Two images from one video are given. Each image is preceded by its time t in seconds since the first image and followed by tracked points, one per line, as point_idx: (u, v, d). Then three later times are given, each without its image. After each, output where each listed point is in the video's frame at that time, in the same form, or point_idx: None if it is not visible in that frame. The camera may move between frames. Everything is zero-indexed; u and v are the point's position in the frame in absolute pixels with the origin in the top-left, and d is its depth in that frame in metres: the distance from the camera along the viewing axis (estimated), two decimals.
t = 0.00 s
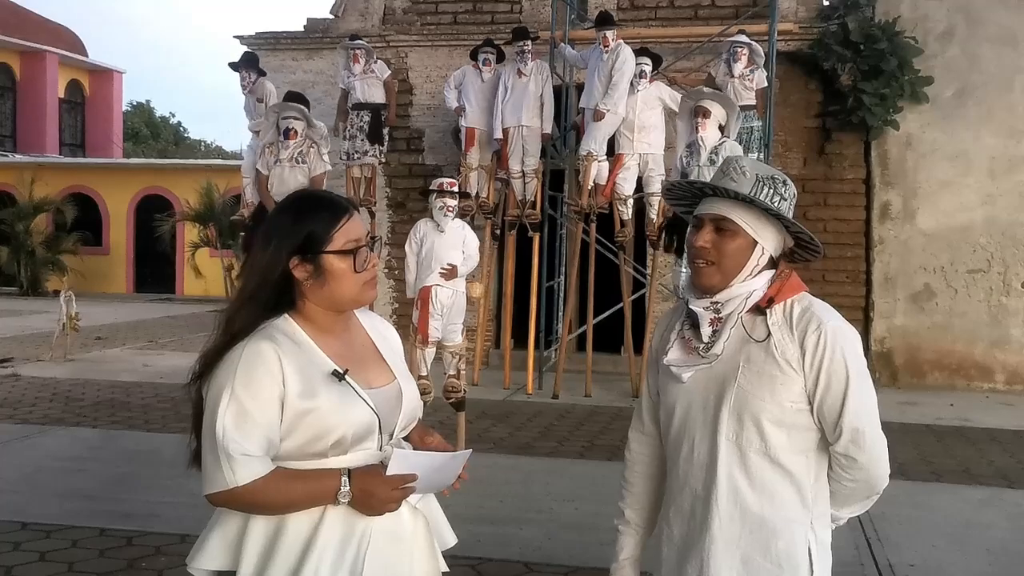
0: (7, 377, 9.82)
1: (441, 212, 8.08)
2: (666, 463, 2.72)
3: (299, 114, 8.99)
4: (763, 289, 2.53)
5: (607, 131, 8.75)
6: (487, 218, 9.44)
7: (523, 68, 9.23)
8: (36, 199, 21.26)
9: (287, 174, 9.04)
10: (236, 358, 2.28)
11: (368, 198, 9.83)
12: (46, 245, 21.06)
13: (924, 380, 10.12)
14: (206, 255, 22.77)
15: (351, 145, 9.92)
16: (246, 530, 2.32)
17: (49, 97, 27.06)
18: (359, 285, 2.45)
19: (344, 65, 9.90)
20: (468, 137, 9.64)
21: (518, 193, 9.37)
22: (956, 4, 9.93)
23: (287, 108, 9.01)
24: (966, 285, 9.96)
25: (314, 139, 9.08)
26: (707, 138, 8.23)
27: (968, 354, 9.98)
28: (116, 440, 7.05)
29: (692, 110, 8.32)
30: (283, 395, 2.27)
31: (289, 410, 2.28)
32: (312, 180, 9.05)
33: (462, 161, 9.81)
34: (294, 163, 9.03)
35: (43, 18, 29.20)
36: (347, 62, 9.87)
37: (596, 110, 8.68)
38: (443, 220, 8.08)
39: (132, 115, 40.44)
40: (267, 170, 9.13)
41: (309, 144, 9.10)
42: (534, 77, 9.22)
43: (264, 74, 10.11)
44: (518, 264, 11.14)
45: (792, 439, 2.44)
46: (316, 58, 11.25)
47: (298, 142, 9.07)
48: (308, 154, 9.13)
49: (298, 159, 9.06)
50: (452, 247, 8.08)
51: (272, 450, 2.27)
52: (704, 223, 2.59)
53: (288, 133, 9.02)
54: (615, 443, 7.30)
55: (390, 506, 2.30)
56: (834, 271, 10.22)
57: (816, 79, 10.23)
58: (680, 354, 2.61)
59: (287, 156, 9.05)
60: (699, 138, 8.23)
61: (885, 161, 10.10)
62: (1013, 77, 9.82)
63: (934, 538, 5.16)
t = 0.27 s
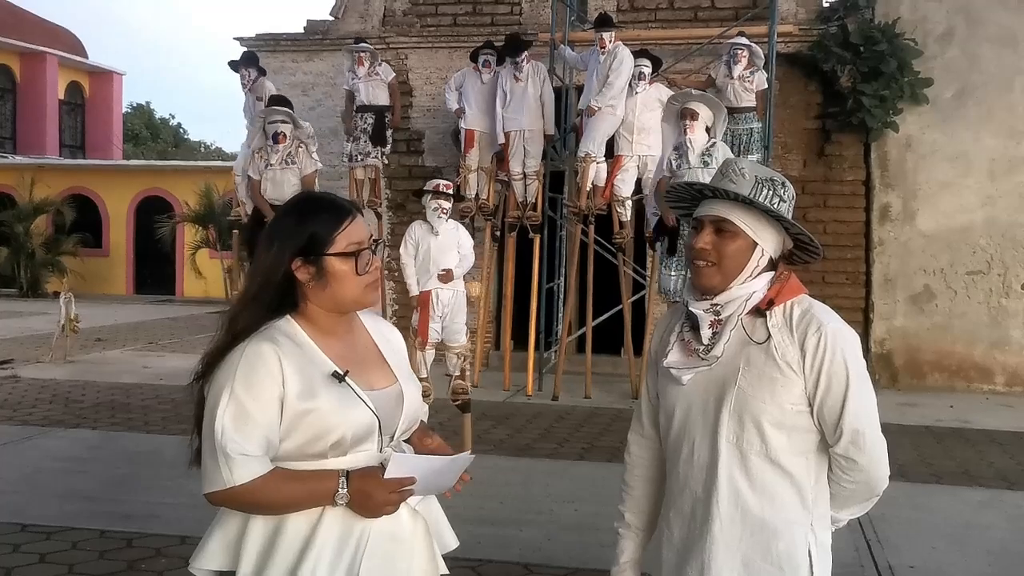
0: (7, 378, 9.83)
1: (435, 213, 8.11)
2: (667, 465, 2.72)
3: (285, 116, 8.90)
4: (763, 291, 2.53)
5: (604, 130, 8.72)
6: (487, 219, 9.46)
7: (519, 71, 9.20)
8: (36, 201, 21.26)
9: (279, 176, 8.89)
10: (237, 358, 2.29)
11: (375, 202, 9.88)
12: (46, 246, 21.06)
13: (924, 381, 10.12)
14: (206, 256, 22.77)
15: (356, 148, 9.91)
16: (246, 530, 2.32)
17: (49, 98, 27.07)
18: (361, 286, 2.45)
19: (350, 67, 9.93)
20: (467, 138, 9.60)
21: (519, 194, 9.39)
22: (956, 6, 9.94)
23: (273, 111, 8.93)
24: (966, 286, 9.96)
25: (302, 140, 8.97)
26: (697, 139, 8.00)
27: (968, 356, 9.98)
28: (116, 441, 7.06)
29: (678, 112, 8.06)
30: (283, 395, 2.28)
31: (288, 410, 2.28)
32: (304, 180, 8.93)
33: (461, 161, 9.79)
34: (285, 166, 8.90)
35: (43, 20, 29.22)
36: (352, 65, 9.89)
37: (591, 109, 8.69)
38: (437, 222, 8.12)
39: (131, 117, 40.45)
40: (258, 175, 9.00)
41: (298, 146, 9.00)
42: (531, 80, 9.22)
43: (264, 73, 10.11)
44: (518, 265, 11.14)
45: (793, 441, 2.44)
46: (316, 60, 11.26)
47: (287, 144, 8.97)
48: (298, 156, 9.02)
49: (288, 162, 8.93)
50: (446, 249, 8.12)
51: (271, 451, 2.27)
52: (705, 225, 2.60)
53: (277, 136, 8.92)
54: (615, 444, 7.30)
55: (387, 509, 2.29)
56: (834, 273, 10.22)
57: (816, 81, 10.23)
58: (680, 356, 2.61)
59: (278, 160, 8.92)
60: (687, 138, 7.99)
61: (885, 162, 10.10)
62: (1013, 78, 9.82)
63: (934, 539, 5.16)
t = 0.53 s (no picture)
0: (7, 383, 9.82)
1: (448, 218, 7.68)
2: (666, 471, 2.72)
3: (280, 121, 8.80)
4: (763, 296, 2.53)
5: (603, 134, 8.69)
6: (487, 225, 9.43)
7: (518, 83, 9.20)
8: (36, 206, 21.27)
9: (276, 181, 8.78)
10: (240, 363, 2.29)
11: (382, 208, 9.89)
12: (46, 252, 21.05)
13: (925, 386, 10.12)
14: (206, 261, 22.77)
15: (363, 155, 9.91)
16: (249, 534, 2.32)
17: (49, 103, 27.10)
18: (362, 291, 2.45)
19: (359, 73, 9.92)
20: (465, 143, 9.63)
21: (519, 200, 9.37)
22: (955, 11, 9.96)
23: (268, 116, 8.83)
24: (966, 292, 9.97)
25: (298, 145, 8.86)
26: (696, 146, 7.89)
27: (968, 361, 9.98)
28: (116, 447, 7.05)
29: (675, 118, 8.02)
30: (285, 399, 2.28)
31: (291, 414, 2.28)
32: (299, 185, 8.81)
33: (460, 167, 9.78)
34: (281, 171, 8.79)
35: (43, 25, 29.25)
36: (361, 70, 9.86)
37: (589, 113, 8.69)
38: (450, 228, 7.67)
39: (131, 122, 40.47)
40: (254, 180, 8.87)
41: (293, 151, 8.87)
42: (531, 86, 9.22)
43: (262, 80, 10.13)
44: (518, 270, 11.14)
45: (792, 446, 2.44)
46: (317, 65, 11.27)
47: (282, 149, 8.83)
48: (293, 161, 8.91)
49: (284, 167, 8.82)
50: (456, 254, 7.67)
51: (274, 455, 2.27)
52: (703, 230, 2.60)
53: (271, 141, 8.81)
54: (615, 449, 7.30)
55: (389, 513, 2.29)
56: (834, 278, 10.22)
57: (815, 86, 10.24)
58: (680, 362, 2.61)
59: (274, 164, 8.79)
60: (687, 145, 7.87)
61: (885, 168, 10.12)
62: (1013, 84, 9.84)
63: (934, 545, 5.16)
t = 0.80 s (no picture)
0: (7, 387, 9.82)
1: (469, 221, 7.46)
2: (665, 474, 2.72)
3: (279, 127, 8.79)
4: (762, 300, 2.54)
5: (603, 137, 8.79)
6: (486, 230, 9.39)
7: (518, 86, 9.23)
8: (36, 210, 21.27)
9: (274, 186, 8.78)
10: (241, 365, 2.30)
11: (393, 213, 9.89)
12: (46, 255, 21.06)
13: (925, 390, 10.12)
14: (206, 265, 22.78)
15: (375, 161, 9.87)
16: (249, 534, 2.32)
17: (50, 107, 27.12)
18: (362, 294, 2.45)
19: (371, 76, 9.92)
20: (464, 146, 9.66)
21: (519, 204, 9.33)
22: (955, 15, 9.97)
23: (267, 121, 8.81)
24: (966, 296, 9.97)
25: (296, 150, 8.84)
26: (674, 149, 7.88)
27: (968, 365, 9.98)
28: (115, 450, 7.05)
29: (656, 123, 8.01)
30: (285, 401, 2.28)
31: (291, 416, 2.29)
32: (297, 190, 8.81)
33: (459, 170, 9.81)
34: (279, 176, 8.78)
35: (43, 29, 29.27)
36: (374, 73, 9.86)
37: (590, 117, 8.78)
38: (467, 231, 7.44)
39: (132, 125, 40.51)
40: (251, 183, 8.85)
41: (292, 156, 8.87)
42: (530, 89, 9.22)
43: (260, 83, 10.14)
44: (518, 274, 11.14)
45: (791, 450, 2.44)
46: (317, 69, 11.28)
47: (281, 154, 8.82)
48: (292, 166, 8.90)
49: (282, 172, 8.81)
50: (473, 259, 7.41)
51: (274, 456, 2.27)
52: (702, 234, 2.61)
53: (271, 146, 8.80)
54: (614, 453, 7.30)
55: (389, 514, 2.29)
56: (834, 282, 10.21)
57: (815, 90, 10.25)
58: (679, 365, 2.61)
59: (272, 169, 8.78)
60: (665, 149, 7.88)
61: (885, 172, 10.12)
62: (1012, 88, 9.85)
63: (934, 549, 5.16)
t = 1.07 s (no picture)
0: (7, 388, 9.82)
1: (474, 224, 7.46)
2: (664, 474, 2.71)
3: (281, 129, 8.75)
4: (762, 301, 2.54)
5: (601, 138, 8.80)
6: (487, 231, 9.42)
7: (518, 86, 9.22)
8: (36, 211, 21.27)
9: (275, 186, 8.78)
10: (238, 366, 2.30)
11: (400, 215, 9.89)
12: (46, 256, 21.06)
13: (925, 391, 10.11)
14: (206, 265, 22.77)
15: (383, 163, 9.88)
16: (247, 535, 2.32)
17: (49, 108, 27.12)
18: (358, 296, 2.45)
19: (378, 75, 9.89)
20: (463, 147, 9.65)
21: (518, 205, 9.31)
22: (955, 16, 9.97)
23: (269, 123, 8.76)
24: (966, 296, 9.97)
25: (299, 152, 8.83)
26: (669, 148, 7.91)
27: (968, 366, 9.98)
28: (115, 451, 7.05)
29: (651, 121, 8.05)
30: (282, 401, 2.29)
31: (288, 416, 2.29)
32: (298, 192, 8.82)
33: (459, 171, 9.82)
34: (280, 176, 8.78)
35: (43, 30, 29.27)
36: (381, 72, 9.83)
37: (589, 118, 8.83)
38: (471, 233, 7.44)
39: (131, 126, 40.51)
40: (252, 181, 8.85)
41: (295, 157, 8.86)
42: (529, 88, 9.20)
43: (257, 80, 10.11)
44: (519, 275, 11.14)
45: (792, 450, 2.44)
46: (317, 70, 11.29)
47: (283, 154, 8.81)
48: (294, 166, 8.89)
49: (284, 172, 8.82)
50: (477, 260, 7.36)
51: (271, 457, 2.27)
52: (703, 235, 2.60)
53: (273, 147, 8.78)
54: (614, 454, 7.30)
55: (386, 514, 2.29)
56: (834, 282, 10.20)
57: (815, 91, 10.25)
58: (679, 366, 2.60)
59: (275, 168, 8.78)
60: (659, 147, 7.91)
61: (885, 172, 10.13)
62: (1012, 88, 9.85)
63: (934, 549, 5.16)
